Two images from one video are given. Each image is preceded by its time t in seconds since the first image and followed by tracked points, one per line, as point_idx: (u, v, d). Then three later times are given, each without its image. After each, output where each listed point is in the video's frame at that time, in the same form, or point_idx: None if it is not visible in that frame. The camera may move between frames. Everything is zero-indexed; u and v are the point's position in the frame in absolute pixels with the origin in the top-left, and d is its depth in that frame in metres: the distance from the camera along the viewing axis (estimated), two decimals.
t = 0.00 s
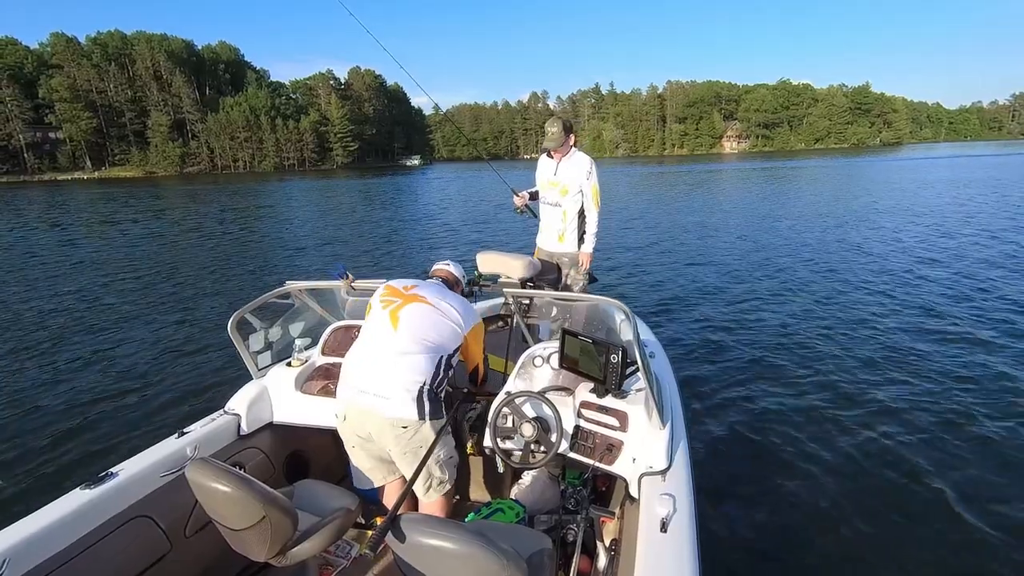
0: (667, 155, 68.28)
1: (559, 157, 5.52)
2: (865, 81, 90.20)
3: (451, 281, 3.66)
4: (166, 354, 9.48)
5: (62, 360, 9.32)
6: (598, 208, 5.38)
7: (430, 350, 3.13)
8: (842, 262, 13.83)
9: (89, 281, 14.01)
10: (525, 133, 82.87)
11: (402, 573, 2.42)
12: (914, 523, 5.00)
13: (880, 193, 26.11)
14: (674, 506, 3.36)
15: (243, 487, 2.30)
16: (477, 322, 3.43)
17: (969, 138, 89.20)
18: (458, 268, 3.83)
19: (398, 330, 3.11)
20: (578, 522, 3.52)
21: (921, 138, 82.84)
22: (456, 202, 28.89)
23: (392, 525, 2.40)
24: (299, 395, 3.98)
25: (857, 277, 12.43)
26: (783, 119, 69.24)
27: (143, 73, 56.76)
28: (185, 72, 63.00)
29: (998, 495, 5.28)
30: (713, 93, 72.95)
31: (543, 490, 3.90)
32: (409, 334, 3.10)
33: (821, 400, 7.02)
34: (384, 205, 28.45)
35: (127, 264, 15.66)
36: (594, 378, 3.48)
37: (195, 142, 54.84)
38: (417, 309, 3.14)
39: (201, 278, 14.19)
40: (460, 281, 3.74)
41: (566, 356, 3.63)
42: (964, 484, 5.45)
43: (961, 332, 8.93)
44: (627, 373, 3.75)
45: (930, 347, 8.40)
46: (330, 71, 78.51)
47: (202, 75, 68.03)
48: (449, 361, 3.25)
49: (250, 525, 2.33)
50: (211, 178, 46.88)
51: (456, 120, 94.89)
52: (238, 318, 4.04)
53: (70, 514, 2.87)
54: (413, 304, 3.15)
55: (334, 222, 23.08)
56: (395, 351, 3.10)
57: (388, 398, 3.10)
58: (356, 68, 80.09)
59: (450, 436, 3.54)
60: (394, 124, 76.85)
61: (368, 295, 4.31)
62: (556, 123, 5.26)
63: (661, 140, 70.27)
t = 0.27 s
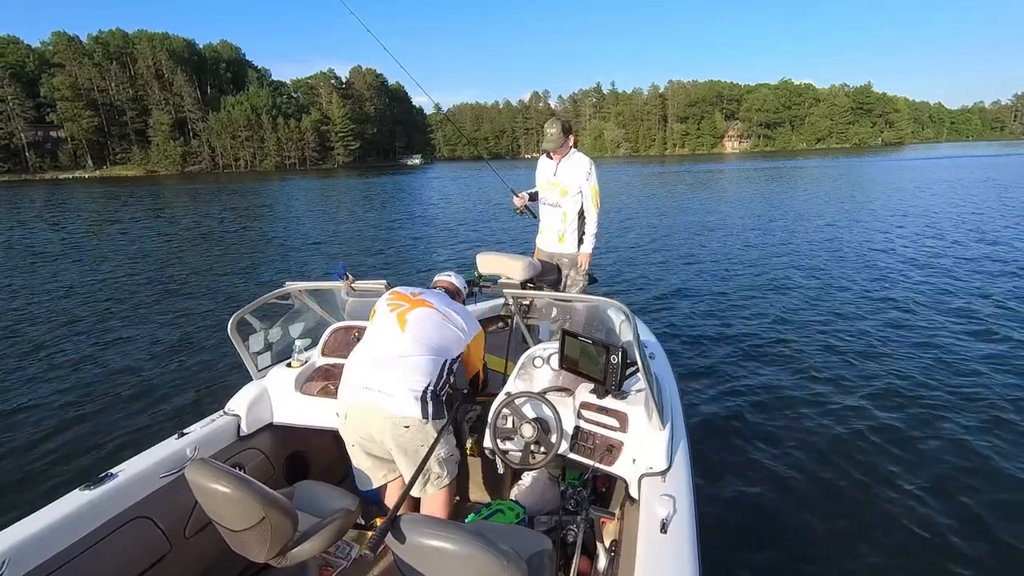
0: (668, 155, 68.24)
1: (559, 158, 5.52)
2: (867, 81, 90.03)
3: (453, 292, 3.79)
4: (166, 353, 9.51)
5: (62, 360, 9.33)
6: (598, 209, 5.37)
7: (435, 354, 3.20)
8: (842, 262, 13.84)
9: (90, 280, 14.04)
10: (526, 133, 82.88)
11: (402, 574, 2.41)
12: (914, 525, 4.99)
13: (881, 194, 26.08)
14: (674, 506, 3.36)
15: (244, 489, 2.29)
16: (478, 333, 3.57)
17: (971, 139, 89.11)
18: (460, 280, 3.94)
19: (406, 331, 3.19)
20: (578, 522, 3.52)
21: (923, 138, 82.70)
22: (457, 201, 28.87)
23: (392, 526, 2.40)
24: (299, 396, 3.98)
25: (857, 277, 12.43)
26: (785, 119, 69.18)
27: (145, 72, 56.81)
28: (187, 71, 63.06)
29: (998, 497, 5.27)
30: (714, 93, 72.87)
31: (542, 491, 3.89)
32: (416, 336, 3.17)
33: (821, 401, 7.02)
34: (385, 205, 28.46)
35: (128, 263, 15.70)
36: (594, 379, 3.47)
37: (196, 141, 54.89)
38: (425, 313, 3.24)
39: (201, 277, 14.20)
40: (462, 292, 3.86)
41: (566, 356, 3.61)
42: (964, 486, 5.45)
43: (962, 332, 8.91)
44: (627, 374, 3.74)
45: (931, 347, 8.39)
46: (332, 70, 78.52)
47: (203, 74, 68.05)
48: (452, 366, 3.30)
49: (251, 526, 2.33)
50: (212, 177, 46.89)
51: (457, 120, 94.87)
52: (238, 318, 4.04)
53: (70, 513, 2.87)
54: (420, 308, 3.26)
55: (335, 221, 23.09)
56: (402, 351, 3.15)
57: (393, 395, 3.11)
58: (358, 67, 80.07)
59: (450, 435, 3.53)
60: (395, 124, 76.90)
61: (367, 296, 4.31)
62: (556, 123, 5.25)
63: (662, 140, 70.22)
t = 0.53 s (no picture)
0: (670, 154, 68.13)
1: (558, 158, 5.51)
2: (869, 81, 89.85)
3: (454, 296, 3.82)
4: (167, 351, 9.51)
5: (62, 358, 9.34)
6: (598, 209, 5.37)
7: (438, 353, 3.21)
8: (843, 262, 13.81)
9: (90, 278, 14.04)
10: (527, 132, 82.85)
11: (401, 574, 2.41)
12: (915, 524, 4.97)
13: (883, 194, 26.03)
14: (674, 506, 3.35)
15: (244, 488, 2.29)
16: (479, 334, 3.61)
17: (972, 139, 88.96)
18: (460, 283, 3.98)
19: (409, 330, 3.20)
20: (577, 522, 3.51)
21: (925, 138, 82.58)
22: (458, 201, 28.86)
23: (391, 525, 2.39)
24: (299, 395, 3.98)
25: (859, 277, 12.41)
26: (786, 118, 69.08)
27: (146, 71, 56.81)
28: (188, 70, 63.05)
29: (999, 497, 5.25)
30: (716, 92, 72.77)
31: (542, 491, 3.89)
32: (420, 335, 3.18)
33: (820, 400, 7.00)
34: (386, 204, 28.45)
35: (129, 262, 15.69)
36: (594, 378, 3.46)
37: (197, 140, 54.89)
38: (430, 313, 3.26)
39: (202, 276, 14.21)
40: (462, 296, 3.90)
41: (566, 356, 3.61)
42: (965, 485, 5.43)
43: (964, 332, 8.88)
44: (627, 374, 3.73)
45: (932, 347, 8.36)
46: (333, 69, 78.54)
47: (204, 73, 68.08)
48: (454, 367, 3.32)
49: (250, 527, 2.33)
50: (213, 176, 46.90)
51: (458, 119, 94.81)
52: (237, 318, 4.05)
53: (68, 514, 2.87)
54: (423, 308, 3.27)
55: (336, 221, 23.09)
56: (405, 350, 3.15)
57: (397, 394, 3.11)
58: (359, 66, 80.09)
59: (451, 434, 3.53)
60: (396, 123, 76.88)
61: (366, 296, 4.30)
62: (555, 123, 5.24)
63: (663, 139, 70.14)
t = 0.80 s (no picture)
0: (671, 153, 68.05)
1: (558, 158, 5.50)
2: (871, 81, 89.65)
3: (455, 295, 3.84)
4: (168, 350, 9.52)
5: (62, 356, 9.35)
6: (598, 208, 5.36)
7: (440, 349, 3.23)
8: (844, 262, 13.80)
9: (91, 277, 14.05)
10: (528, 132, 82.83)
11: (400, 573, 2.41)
12: (913, 525, 4.97)
13: (884, 194, 26.00)
14: (673, 506, 3.35)
15: (243, 485, 2.29)
16: (480, 333, 3.64)
17: (974, 138, 88.80)
18: (461, 283, 3.99)
19: (412, 326, 3.24)
20: (577, 521, 3.51)
21: (926, 138, 82.46)
22: (458, 200, 28.84)
23: (391, 524, 2.38)
24: (298, 394, 3.98)
25: (859, 277, 12.40)
26: (787, 118, 69.01)
27: (147, 70, 56.84)
28: (189, 69, 63.08)
29: (999, 499, 5.24)
30: (717, 92, 72.70)
31: (542, 490, 3.89)
32: (422, 331, 3.23)
33: (820, 401, 7.00)
34: (386, 203, 28.45)
35: (129, 261, 15.70)
36: (593, 378, 3.45)
37: (198, 139, 54.92)
38: (431, 311, 3.31)
39: (202, 275, 14.22)
40: (463, 295, 3.91)
41: (565, 355, 3.60)
42: (964, 488, 5.41)
43: (965, 333, 8.85)
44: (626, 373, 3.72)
45: (934, 347, 8.34)
46: (334, 68, 78.58)
47: (205, 72, 68.13)
48: (456, 364, 3.32)
49: (250, 525, 2.33)
50: (214, 175, 46.93)
51: (459, 118, 94.79)
52: (236, 316, 4.06)
53: (68, 512, 2.87)
54: (426, 306, 3.33)
55: (336, 220, 23.09)
56: (408, 345, 3.19)
57: (399, 389, 3.11)
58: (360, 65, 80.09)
59: (451, 432, 3.53)
60: (397, 122, 76.89)
61: (366, 295, 4.30)
62: (555, 122, 5.23)
63: (664, 139, 70.10)
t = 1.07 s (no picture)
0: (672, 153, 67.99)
1: (558, 157, 5.50)
2: (872, 81, 89.52)
3: (454, 293, 3.84)
4: (169, 349, 9.53)
5: (63, 355, 9.38)
6: (598, 207, 5.35)
7: (440, 347, 3.22)
8: (845, 261, 13.78)
9: (92, 276, 14.07)
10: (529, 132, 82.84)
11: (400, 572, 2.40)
12: (914, 524, 4.96)
13: (886, 193, 25.96)
14: (672, 505, 3.34)
15: (241, 484, 2.29)
16: (480, 331, 3.64)
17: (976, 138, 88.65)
18: (460, 281, 3.98)
19: (411, 324, 3.23)
20: (576, 520, 3.50)
21: (928, 137, 82.35)
22: (459, 199, 28.83)
23: (390, 523, 2.38)
24: (297, 393, 3.98)
25: (860, 276, 12.38)
26: (789, 118, 68.95)
27: (149, 70, 56.93)
28: (190, 69, 63.17)
29: (1000, 499, 5.23)
30: (718, 91, 72.65)
31: (541, 489, 3.88)
32: (421, 329, 3.22)
33: (820, 399, 6.99)
34: (387, 203, 28.46)
35: (130, 260, 15.72)
36: (592, 377, 3.43)
37: (200, 139, 55.00)
38: (430, 308, 3.31)
39: (202, 274, 14.24)
40: (463, 293, 3.92)
41: (564, 354, 3.59)
42: (964, 487, 5.40)
43: (966, 332, 8.83)
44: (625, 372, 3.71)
45: (934, 347, 8.33)
46: (335, 67, 78.62)
47: (207, 72, 68.21)
48: (455, 363, 3.32)
49: (249, 523, 2.32)
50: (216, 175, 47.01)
51: (460, 118, 94.81)
52: (235, 315, 4.07)
53: (67, 510, 2.86)
54: (425, 303, 3.33)
55: (337, 219, 23.10)
56: (407, 343, 3.18)
57: (398, 387, 3.11)
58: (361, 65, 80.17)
59: (450, 430, 3.52)
60: (398, 122, 76.94)
61: (365, 294, 4.31)
62: (554, 121, 5.23)
63: (665, 139, 70.07)
